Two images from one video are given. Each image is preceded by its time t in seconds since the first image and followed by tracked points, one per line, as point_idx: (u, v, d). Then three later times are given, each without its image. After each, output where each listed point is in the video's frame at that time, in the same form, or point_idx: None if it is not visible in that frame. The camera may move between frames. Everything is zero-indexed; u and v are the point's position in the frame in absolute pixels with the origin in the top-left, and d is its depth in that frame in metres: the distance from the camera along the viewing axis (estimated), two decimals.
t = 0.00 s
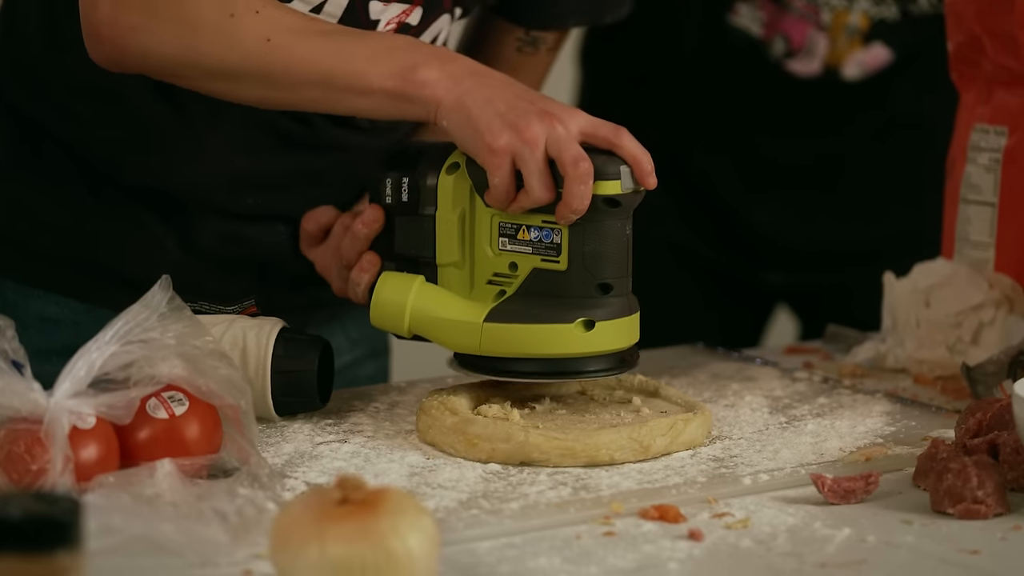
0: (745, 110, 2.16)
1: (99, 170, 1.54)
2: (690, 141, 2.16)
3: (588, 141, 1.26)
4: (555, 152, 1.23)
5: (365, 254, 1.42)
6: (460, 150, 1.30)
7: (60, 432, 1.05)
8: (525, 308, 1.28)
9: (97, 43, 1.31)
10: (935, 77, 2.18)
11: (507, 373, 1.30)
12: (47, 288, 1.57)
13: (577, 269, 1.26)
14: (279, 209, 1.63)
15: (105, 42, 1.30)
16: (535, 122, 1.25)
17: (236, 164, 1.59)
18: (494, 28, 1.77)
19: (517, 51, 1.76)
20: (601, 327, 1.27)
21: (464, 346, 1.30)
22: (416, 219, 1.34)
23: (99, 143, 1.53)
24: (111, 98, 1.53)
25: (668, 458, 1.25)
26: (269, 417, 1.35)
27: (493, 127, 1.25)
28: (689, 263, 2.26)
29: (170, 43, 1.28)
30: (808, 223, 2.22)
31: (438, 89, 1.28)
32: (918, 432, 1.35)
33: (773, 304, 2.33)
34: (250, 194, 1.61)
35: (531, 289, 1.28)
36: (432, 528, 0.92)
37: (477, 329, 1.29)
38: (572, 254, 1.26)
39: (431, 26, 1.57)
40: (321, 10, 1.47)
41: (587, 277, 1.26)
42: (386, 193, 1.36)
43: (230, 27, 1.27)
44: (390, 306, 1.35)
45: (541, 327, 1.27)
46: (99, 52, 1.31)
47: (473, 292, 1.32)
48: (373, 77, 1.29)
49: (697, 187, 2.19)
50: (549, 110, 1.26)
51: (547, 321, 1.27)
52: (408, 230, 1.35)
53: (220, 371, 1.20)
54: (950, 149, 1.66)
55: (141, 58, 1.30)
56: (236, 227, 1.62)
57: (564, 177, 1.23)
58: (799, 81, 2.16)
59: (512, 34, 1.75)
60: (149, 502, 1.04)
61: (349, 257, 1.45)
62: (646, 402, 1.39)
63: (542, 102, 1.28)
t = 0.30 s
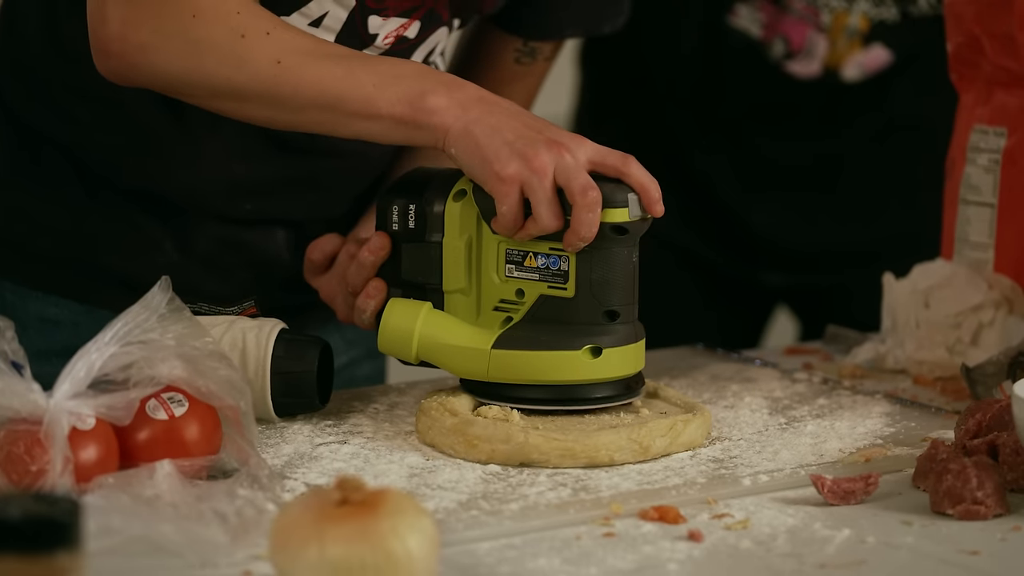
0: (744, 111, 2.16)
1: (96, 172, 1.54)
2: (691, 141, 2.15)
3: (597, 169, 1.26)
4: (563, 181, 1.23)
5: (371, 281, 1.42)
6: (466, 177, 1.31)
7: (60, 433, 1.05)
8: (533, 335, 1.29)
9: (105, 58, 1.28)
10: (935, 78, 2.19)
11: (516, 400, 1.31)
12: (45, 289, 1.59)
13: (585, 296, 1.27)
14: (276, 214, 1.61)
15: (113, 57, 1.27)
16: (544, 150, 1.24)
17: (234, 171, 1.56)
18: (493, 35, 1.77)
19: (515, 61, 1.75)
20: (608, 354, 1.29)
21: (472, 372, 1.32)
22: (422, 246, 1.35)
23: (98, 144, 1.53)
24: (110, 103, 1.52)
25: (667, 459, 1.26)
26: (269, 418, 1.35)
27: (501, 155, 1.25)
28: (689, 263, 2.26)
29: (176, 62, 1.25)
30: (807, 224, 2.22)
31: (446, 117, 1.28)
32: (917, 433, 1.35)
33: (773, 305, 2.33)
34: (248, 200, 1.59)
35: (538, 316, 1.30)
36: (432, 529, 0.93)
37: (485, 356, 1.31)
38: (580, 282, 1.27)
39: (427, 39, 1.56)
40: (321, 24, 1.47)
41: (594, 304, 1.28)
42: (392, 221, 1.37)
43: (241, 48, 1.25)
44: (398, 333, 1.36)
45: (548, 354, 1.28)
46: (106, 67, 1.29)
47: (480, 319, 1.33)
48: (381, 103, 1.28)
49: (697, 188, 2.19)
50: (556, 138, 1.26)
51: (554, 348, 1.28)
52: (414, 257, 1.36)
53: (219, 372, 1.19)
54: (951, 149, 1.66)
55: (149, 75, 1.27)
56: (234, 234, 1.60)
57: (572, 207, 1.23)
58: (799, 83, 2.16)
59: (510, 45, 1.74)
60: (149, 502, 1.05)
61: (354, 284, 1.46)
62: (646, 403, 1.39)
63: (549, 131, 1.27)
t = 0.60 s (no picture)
0: (744, 112, 2.16)
1: (103, 172, 1.54)
2: (692, 141, 2.16)
3: (593, 181, 1.27)
4: (560, 192, 1.24)
5: (366, 293, 1.42)
6: (462, 190, 1.32)
7: (60, 434, 1.05)
8: (530, 344, 1.30)
9: (101, 50, 1.28)
10: (934, 79, 2.18)
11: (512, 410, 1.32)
12: (49, 290, 1.59)
13: (580, 306, 1.28)
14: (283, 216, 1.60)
15: (111, 51, 1.27)
16: (539, 161, 1.25)
17: (239, 172, 1.56)
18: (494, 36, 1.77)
19: (516, 61, 1.75)
20: (605, 363, 1.29)
21: (469, 381, 1.32)
22: (419, 256, 1.35)
23: (104, 146, 1.52)
24: (114, 104, 1.52)
25: (667, 461, 1.25)
26: (268, 420, 1.35)
27: (498, 167, 1.25)
28: (689, 263, 2.27)
29: (174, 58, 1.25)
30: (807, 224, 2.22)
31: (444, 130, 1.29)
32: (917, 434, 1.35)
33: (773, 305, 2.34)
34: (251, 201, 1.58)
35: (535, 325, 1.30)
36: (432, 530, 0.93)
37: (481, 365, 1.31)
38: (576, 291, 1.28)
39: (432, 39, 1.55)
40: (327, 22, 1.47)
41: (590, 313, 1.28)
42: (388, 232, 1.37)
43: (241, 49, 1.25)
44: (394, 343, 1.36)
45: (544, 363, 1.29)
46: (104, 61, 1.29)
47: (477, 328, 1.34)
48: (380, 112, 1.28)
49: (698, 188, 2.20)
50: (553, 150, 1.27)
51: (550, 357, 1.29)
52: (411, 268, 1.36)
53: (219, 373, 1.20)
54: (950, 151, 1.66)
55: (147, 72, 1.27)
56: (235, 236, 1.60)
57: (569, 216, 1.24)
58: (798, 84, 2.15)
59: (512, 45, 1.75)
60: (149, 503, 1.05)
61: (351, 297, 1.46)
62: (648, 405, 1.39)
63: (545, 144, 1.29)
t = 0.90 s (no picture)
0: (743, 112, 2.17)
1: (102, 171, 1.54)
2: (690, 142, 2.18)
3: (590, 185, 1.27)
4: (557, 195, 1.23)
5: (362, 300, 1.42)
6: (458, 194, 1.31)
7: (60, 435, 1.05)
8: (527, 347, 1.30)
9: (100, 44, 1.28)
10: (934, 80, 2.16)
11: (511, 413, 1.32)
12: (49, 290, 1.58)
13: (578, 309, 1.28)
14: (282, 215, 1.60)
15: (109, 43, 1.27)
16: (537, 164, 1.25)
17: (239, 171, 1.55)
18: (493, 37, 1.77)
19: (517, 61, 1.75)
20: (604, 366, 1.30)
21: (467, 386, 1.32)
22: (414, 262, 1.35)
23: (104, 143, 1.52)
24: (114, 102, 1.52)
25: (667, 462, 1.25)
26: (268, 421, 1.35)
27: (495, 170, 1.25)
28: (688, 263, 2.28)
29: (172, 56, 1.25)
30: (806, 224, 2.22)
31: (440, 133, 1.28)
32: (917, 436, 1.35)
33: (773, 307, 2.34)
34: (252, 200, 1.58)
35: (532, 330, 1.30)
36: (432, 531, 0.93)
37: (479, 369, 1.31)
38: (574, 294, 1.28)
39: (432, 33, 1.57)
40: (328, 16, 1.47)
41: (588, 316, 1.28)
42: (383, 238, 1.37)
43: (241, 45, 1.25)
44: (392, 348, 1.36)
45: (543, 366, 1.29)
46: (102, 51, 1.28)
47: (474, 332, 1.34)
48: (377, 113, 1.28)
49: (697, 188, 2.20)
50: (551, 154, 1.27)
51: (548, 360, 1.29)
52: (406, 274, 1.36)
53: (220, 375, 1.19)
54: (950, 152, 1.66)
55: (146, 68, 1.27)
56: (235, 235, 1.59)
57: (566, 219, 1.23)
58: (798, 84, 2.16)
59: (512, 43, 1.75)
60: (148, 505, 1.04)
61: (346, 304, 1.46)
62: (650, 406, 1.39)
63: (543, 148, 1.29)
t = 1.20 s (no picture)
0: (743, 112, 2.17)
1: (91, 174, 1.55)
2: (690, 143, 2.18)
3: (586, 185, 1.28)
4: (552, 196, 1.24)
5: (360, 305, 1.42)
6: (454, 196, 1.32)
7: (60, 436, 1.05)
8: (524, 348, 1.30)
9: (94, 52, 1.27)
10: (935, 80, 2.16)
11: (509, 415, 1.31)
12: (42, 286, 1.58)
13: (575, 309, 1.28)
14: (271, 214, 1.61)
15: (103, 50, 1.25)
16: (532, 165, 1.26)
17: (229, 172, 1.56)
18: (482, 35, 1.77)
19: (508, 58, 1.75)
20: (601, 366, 1.30)
21: (466, 388, 1.32)
22: (411, 266, 1.35)
23: (93, 147, 1.53)
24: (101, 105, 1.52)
25: (667, 462, 1.25)
26: (267, 421, 1.35)
27: (490, 171, 1.26)
28: (689, 263, 2.28)
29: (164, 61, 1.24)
30: (806, 224, 2.22)
31: (435, 134, 1.29)
32: (917, 436, 1.35)
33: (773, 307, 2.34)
34: (240, 199, 1.58)
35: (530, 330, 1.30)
36: (431, 531, 0.93)
37: (477, 370, 1.31)
38: (570, 295, 1.28)
39: (420, 32, 1.56)
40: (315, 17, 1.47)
41: (585, 316, 1.29)
42: (380, 242, 1.37)
43: (234, 51, 1.24)
44: (389, 352, 1.36)
45: (540, 367, 1.29)
46: (96, 61, 1.28)
47: (471, 335, 1.34)
48: (371, 116, 1.28)
49: (697, 188, 2.21)
50: (546, 154, 1.28)
51: (544, 360, 1.29)
52: (403, 277, 1.37)
53: (219, 375, 1.20)
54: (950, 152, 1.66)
55: (139, 74, 1.26)
56: (225, 233, 1.60)
57: (561, 219, 1.24)
58: (798, 85, 2.16)
59: (502, 41, 1.74)
60: (148, 505, 1.04)
61: (343, 309, 1.46)
62: (651, 406, 1.39)
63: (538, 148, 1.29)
